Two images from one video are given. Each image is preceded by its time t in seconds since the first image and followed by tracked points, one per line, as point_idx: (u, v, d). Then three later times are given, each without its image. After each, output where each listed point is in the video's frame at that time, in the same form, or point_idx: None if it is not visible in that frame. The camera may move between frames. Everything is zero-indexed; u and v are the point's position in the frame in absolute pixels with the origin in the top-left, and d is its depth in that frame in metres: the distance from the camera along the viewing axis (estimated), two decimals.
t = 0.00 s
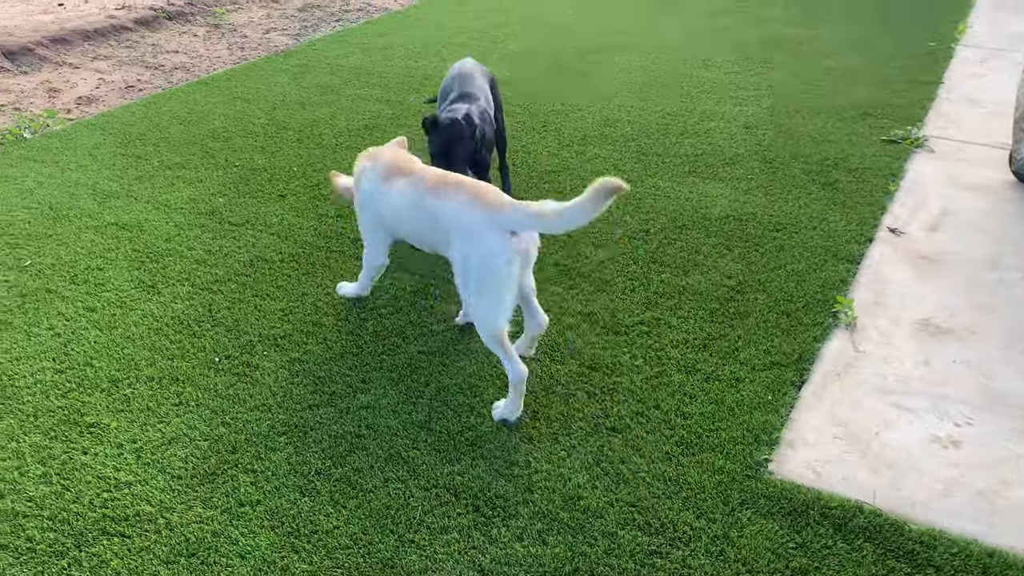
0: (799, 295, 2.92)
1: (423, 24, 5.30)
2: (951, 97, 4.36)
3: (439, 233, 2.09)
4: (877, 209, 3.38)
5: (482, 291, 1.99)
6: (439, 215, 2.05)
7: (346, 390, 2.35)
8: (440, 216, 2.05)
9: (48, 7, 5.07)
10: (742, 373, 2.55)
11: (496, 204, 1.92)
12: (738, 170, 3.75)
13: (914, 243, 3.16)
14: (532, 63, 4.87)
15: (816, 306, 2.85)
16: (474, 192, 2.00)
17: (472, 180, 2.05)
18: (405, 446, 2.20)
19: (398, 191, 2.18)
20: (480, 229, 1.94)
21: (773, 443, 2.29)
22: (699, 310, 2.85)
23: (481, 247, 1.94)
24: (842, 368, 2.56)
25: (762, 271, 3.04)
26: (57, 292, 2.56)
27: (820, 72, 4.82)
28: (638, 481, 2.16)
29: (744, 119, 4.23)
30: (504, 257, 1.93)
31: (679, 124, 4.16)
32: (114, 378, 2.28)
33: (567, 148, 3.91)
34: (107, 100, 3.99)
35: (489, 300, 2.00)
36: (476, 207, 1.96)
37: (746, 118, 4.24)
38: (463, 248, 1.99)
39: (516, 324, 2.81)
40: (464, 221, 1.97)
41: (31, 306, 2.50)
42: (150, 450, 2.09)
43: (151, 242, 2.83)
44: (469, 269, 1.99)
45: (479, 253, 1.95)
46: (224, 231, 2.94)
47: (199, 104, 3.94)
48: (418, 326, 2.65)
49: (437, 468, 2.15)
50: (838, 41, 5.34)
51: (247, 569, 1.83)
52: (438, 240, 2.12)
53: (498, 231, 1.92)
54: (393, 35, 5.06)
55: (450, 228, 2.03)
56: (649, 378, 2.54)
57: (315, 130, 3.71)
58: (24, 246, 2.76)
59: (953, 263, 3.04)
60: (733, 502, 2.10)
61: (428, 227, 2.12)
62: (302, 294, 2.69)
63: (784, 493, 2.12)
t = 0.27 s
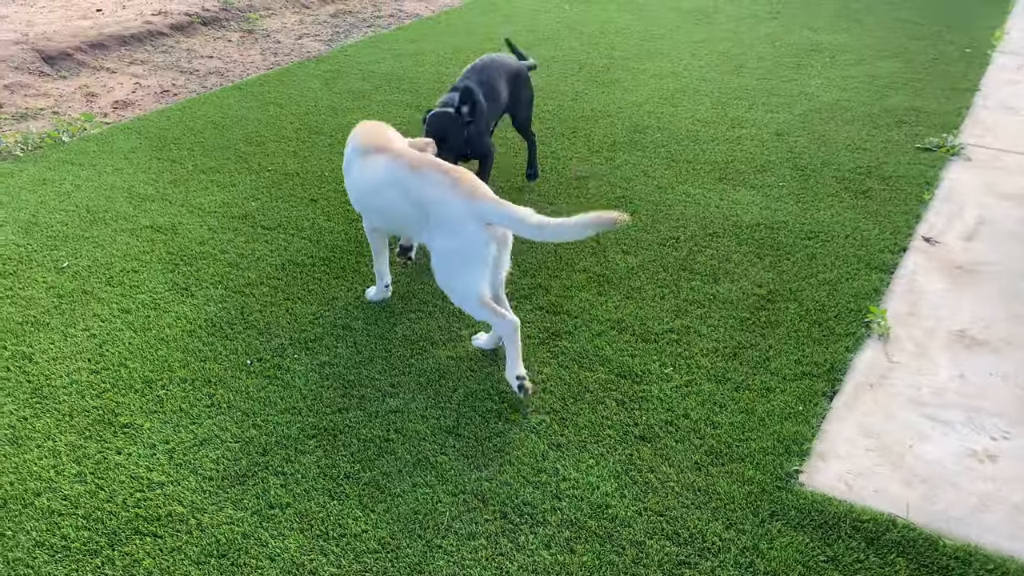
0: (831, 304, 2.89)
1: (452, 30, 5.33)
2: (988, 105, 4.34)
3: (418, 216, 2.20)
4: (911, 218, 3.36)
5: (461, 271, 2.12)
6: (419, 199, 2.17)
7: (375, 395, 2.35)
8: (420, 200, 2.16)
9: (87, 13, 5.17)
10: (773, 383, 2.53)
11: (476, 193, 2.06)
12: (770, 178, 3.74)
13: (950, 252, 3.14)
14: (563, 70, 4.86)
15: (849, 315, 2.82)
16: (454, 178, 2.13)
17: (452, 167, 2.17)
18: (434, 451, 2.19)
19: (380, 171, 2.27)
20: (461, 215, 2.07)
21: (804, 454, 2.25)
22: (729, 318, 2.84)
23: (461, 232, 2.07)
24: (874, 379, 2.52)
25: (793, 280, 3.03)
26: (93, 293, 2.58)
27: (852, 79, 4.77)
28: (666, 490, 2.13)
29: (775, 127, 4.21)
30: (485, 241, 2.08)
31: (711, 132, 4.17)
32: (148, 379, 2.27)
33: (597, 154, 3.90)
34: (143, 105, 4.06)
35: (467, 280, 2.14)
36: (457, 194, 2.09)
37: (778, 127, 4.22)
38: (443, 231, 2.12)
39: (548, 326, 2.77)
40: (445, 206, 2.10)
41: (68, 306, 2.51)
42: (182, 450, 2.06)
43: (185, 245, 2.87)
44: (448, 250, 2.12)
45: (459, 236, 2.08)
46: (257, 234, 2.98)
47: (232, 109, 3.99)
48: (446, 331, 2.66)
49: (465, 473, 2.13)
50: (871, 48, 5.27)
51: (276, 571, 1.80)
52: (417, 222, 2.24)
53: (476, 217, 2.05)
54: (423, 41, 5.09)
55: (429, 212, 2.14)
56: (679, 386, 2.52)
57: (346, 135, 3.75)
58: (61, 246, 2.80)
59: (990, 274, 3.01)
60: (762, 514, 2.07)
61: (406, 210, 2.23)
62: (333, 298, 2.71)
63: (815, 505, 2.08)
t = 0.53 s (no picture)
0: (850, 309, 2.85)
1: (468, 34, 5.34)
2: (1011, 106, 4.28)
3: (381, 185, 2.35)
4: (931, 221, 3.32)
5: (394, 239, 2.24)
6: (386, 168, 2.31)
7: (390, 399, 2.35)
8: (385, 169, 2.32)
9: (109, 19, 5.24)
10: (791, 389, 2.50)
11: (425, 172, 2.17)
12: (788, 181, 3.71)
13: (971, 256, 3.09)
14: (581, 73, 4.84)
15: (868, 320, 2.79)
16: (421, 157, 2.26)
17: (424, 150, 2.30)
18: (448, 455, 2.19)
19: (374, 142, 2.46)
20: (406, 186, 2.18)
21: (822, 460, 2.22)
22: (747, 322, 2.82)
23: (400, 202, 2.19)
24: (894, 384, 2.48)
25: (812, 284, 2.99)
26: (112, 296, 2.60)
27: (873, 81, 4.72)
28: (682, 496, 2.11)
29: (794, 130, 4.18)
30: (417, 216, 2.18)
31: (728, 134, 4.14)
32: (166, 382, 2.28)
33: (614, 157, 3.88)
34: (163, 109, 4.11)
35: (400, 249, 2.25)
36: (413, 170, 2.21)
37: (796, 129, 4.18)
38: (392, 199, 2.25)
39: (564, 329, 2.75)
40: (399, 176, 2.24)
41: (87, 309, 2.53)
42: (198, 453, 2.08)
43: (203, 248, 2.89)
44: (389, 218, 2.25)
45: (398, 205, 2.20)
46: (274, 238, 3.00)
47: (251, 113, 4.02)
48: (462, 335, 2.66)
49: (479, 477, 2.13)
50: (892, 49, 5.21)
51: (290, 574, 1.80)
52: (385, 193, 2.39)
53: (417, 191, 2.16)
54: (440, 44, 5.11)
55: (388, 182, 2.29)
56: (695, 391, 2.50)
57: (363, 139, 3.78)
58: (81, 250, 2.83)
59: (1013, 278, 2.96)
60: (780, 520, 2.04)
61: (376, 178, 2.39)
62: (348, 302, 2.72)
63: (833, 512, 2.05)
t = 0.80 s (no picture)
0: (863, 312, 2.83)
1: (478, 39, 5.36)
2: None
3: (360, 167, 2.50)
4: (945, 224, 3.28)
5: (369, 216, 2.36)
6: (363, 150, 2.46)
7: (400, 404, 2.36)
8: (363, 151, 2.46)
9: (123, 27, 5.30)
10: (803, 393, 2.48)
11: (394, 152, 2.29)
12: (800, 184, 3.69)
13: (985, 258, 3.06)
14: (591, 76, 4.83)
15: (880, 324, 2.76)
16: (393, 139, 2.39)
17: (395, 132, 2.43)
18: (458, 461, 2.19)
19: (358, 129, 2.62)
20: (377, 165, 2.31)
21: (835, 465, 2.20)
22: (758, 326, 2.80)
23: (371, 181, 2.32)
24: (908, 389, 2.45)
25: (824, 287, 2.97)
26: (124, 303, 2.63)
27: (886, 83, 4.68)
28: (693, 502, 2.10)
29: (806, 132, 4.15)
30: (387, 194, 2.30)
31: (739, 137, 4.13)
32: (177, 388, 2.30)
33: (624, 161, 3.87)
34: (176, 117, 4.14)
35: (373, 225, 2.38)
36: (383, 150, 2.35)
37: (808, 131, 4.16)
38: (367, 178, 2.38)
39: (574, 334, 2.74)
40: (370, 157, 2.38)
41: (99, 316, 2.55)
42: (209, 459, 2.09)
43: (214, 255, 2.91)
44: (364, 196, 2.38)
45: (370, 184, 2.33)
46: (285, 244, 3.01)
47: (262, 120, 4.05)
48: (472, 340, 2.66)
49: (489, 483, 2.13)
50: (906, 51, 5.16)
51: None
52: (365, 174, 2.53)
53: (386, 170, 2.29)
54: (449, 50, 5.12)
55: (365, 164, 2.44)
56: (706, 396, 2.49)
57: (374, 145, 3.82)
58: (94, 257, 2.85)
59: None
60: (792, 526, 2.02)
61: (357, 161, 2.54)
62: (359, 307, 2.73)
63: (846, 517, 2.03)
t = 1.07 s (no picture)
0: (872, 318, 2.82)
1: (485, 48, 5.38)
2: None
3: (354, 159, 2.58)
4: (955, 229, 3.26)
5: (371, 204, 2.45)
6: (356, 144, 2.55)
7: (408, 412, 2.37)
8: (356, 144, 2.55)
9: (134, 39, 5.36)
10: (812, 400, 2.47)
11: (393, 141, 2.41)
12: (808, 189, 3.67)
13: (996, 263, 3.04)
14: (599, 83, 4.84)
15: (889, 329, 2.75)
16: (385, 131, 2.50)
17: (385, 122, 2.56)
18: (466, 469, 2.19)
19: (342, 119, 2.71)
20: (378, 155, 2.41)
21: (844, 471, 2.19)
22: (767, 332, 2.79)
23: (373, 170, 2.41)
24: (917, 395, 2.44)
25: (833, 293, 2.96)
26: (134, 312, 2.65)
27: (895, 87, 4.66)
28: (702, 509, 2.09)
29: (812, 138, 4.14)
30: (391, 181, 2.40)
31: (746, 142, 4.12)
32: (187, 397, 2.31)
33: (632, 167, 3.88)
34: (186, 127, 4.18)
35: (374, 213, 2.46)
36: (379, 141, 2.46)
37: (815, 137, 4.15)
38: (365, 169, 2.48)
39: (582, 341, 2.74)
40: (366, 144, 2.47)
41: (110, 326, 2.58)
42: (218, 467, 2.10)
43: (223, 264, 2.93)
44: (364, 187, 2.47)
45: (372, 173, 2.42)
46: (293, 253, 3.04)
47: (271, 129, 4.09)
48: (480, 347, 2.67)
49: (497, 491, 2.13)
50: (915, 56, 5.14)
51: None
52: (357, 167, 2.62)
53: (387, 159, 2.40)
54: (457, 58, 5.15)
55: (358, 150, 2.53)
56: (714, 402, 2.48)
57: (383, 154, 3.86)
58: (105, 267, 2.88)
59: None
60: (801, 534, 2.01)
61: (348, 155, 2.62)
62: (368, 315, 2.74)
63: (856, 524, 2.02)
